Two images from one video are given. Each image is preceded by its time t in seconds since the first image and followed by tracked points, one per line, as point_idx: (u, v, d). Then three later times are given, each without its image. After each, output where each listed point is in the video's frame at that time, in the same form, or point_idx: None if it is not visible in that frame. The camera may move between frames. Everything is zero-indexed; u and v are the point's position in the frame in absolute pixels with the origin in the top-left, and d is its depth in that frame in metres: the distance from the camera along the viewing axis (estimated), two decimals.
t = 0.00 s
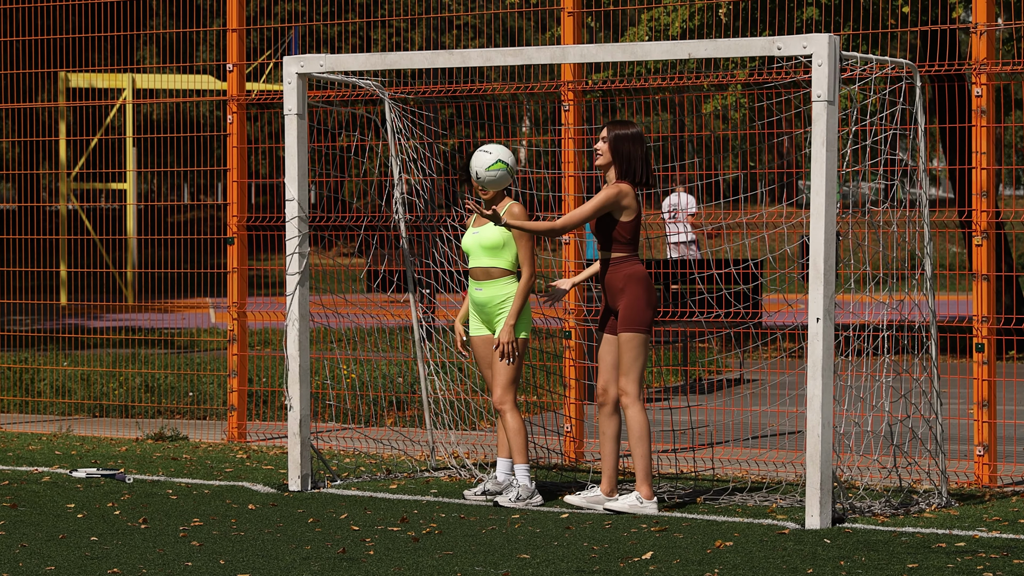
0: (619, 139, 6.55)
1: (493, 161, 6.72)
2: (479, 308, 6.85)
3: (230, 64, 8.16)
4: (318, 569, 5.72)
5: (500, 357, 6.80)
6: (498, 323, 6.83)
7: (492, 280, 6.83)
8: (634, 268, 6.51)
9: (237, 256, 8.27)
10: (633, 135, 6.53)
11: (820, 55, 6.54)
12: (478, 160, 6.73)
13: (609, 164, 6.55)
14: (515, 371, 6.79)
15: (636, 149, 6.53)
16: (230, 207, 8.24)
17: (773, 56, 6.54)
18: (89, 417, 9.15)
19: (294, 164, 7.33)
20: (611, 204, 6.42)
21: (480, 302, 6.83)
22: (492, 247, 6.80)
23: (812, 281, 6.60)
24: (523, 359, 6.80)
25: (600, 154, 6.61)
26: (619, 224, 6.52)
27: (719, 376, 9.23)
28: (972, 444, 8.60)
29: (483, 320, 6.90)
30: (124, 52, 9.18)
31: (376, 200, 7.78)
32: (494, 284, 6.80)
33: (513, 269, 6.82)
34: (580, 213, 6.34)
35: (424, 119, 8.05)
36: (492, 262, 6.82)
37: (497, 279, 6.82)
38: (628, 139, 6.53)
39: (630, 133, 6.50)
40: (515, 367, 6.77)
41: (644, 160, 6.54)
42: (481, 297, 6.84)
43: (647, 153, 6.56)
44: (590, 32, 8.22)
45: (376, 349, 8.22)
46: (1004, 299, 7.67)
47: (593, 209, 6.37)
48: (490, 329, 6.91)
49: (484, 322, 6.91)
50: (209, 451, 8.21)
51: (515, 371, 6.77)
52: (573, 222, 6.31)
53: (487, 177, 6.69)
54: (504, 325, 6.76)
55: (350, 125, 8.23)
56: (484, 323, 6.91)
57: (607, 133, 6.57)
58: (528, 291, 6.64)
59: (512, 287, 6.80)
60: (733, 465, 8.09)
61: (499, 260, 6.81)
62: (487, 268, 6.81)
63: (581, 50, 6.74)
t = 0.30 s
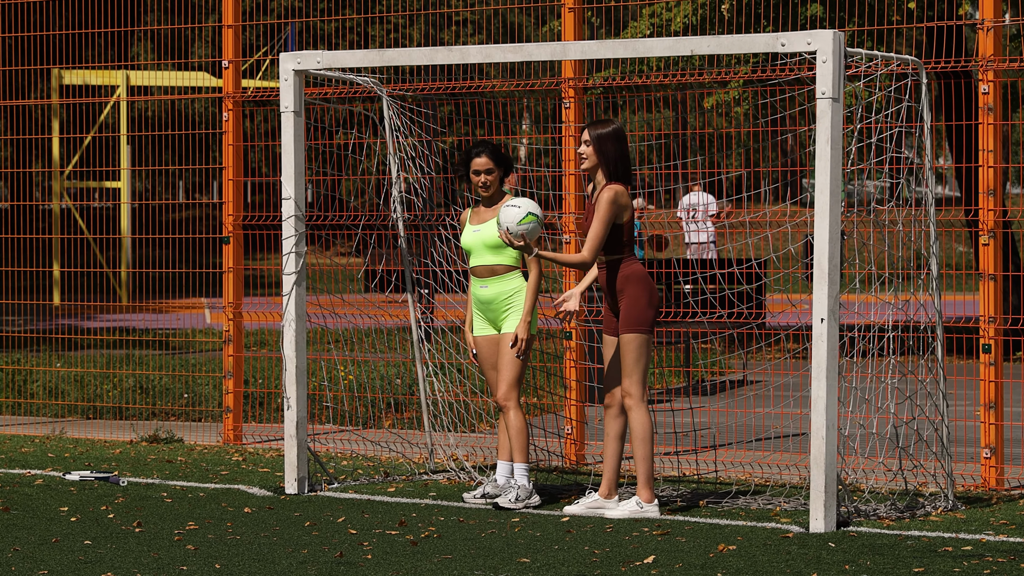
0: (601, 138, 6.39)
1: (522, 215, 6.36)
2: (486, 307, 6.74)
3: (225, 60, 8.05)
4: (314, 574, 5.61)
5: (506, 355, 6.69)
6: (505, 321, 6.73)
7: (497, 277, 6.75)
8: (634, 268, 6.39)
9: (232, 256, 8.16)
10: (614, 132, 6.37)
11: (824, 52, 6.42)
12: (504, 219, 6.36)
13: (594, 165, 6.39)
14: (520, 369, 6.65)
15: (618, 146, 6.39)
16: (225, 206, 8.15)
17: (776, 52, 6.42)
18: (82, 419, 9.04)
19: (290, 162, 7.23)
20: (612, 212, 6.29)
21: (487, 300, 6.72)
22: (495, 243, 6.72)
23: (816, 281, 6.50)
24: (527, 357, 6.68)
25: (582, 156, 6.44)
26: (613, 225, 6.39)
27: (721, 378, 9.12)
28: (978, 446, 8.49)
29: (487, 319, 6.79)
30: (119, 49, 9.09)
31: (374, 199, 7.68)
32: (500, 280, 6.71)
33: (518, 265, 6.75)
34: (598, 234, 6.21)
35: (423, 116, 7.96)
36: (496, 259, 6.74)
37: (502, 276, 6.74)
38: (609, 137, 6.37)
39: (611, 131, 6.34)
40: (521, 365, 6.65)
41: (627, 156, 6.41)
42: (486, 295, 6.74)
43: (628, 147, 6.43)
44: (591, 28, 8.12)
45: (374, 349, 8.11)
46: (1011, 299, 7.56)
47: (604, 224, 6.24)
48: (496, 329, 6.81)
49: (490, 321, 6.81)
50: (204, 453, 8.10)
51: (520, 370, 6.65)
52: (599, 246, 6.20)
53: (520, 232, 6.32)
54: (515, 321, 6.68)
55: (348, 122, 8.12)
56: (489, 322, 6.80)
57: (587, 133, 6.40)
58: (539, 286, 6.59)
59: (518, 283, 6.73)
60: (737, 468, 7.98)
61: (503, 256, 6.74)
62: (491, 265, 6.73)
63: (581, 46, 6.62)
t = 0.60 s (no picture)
0: (582, 136, 6.30)
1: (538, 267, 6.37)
2: (488, 304, 6.64)
3: (222, 57, 7.96)
4: None
5: (510, 356, 6.58)
6: (507, 319, 6.61)
7: (500, 274, 6.67)
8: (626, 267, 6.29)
9: (229, 255, 8.06)
10: (595, 129, 6.26)
11: (829, 48, 6.32)
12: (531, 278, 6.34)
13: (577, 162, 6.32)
14: (522, 371, 6.55)
15: (599, 143, 6.27)
16: (222, 204, 8.06)
17: (780, 49, 6.30)
18: (75, 421, 8.94)
19: (287, 160, 7.12)
20: (620, 208, 6.16)
21: (489, 298, 6.63)
22: (500, 240, 6.64)
23: (820, 280, 6.38)
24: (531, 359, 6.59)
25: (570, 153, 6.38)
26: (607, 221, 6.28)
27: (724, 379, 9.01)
28: (985, 449, 8.37)
29: (489, 317, 6.69)
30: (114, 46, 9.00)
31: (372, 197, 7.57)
32: (503, 278, 6.62)
33: (521, 263, 6.65)
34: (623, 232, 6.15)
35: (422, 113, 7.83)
36: (501, 256, 6.67)
37: (505, 274, 6.64)
38: (591, 134, 6.26)
39: (590, 129, 6.23)
40: (525, 366, 6.57)
41: (609, 153, 6.28)
42: (489, 293, 6.65)
43: (612, 143, 6.29)
44: (592, 24, 8.02)
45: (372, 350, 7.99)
46: (1018, 299, 7.44)
47: (623, 221, 6.15)
48: (498, 328, 6.69)
49: (492, 320, 6.70)
50: (199, 456, 7.99)
51: (522, 372, 6.55)
52: (628, 244, 6.15)
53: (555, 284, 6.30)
54: (515, 320, 6.57)
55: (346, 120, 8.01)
56: (492, 321, 6.69)
57: (571, 131, 6.32)
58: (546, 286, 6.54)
59: (521, 281, 6.60)
60: (740, 470, 7.86)
61: (507, 254, 6.65)
62: (495, 262, 6.65)
63: (582, 42, 6.52)
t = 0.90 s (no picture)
0: (592, 131, 6.21)
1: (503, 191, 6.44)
2: (492, 305, 6.51)
3: (217, 54, 7.86)
4: None
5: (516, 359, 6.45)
6: (511, 319, 6.49)
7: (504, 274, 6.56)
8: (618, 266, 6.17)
9: (224, 255, 7.96)
10: (605, 124, 6.17)
11: (834, 44, 6.20)
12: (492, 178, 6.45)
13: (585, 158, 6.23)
14: (531, 375, 6.44)
15: (609, 139, 6.18)
16: (217, 203, 7.95)
17: (785, 45, 6.19)
18: (69, 423, 8.83)
19: (284, 158, 7.01)
20: (615, 205, 6.07)
21: (493, 298, 6.52)
22: (504, 241, 6.52)
23: (825, 280, 6.27)
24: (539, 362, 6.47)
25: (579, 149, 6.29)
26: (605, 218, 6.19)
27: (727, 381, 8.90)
28: (992, 451, 8.26)
29: (492, 318, 6.56)
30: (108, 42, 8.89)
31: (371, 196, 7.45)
32: (507, 278, 6.50)
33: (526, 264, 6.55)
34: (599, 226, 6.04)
35: (421, 110, 7.71)
36: (504, 257, 6.55)
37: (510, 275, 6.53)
38: (600, 129, 6.17)
39: (601, 123, 6.15)
40: (532, 370, 6.43)
41: (619, 149, 6.19)
42: (493, 293, 6.53)
43: (622, 140, 6.20)
44: (593, 20, 7.92)
45: (370, 351, 7.88)
46: None
47: (609, 217, 6.05)
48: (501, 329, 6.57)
49: (494, 321, 6.58)
50: (194, 458, 7.89)
51: (531, 375, 6.44)
52: (598, 238, 6.02)
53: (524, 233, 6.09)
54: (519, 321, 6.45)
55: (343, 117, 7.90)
56: (494, 322, 6.57)
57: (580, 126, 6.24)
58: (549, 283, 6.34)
59: (526, 280, 6.52)
60: (743, 473, 7.75)
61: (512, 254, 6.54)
62: (499, 263, 6.54)
63: (583, 38, 6.40)
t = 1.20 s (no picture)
0: (596, 129, 6.12)
1: (502, 219, 6.14)
2: (492, 304, 6.42)
3: (212, 50, 7.77)
4: None
5: (516, 359, 6.35)
6: (511, 320, 6.39)
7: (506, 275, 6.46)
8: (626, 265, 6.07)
9: (220, 254, 7.87)
10: (610, 121, 6.07)
11: (838, 41, 6.09)
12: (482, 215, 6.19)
13: (588, 155, 6.14)
14: (531, 376, 6.32)
15: (614, 136, 6.09)
16: (213, 202, 7.86)
17: (788, 42, 6.08)
18: (63, 424, 8.74)
19: (280, 156, 6.91)
20: (631, 204, 5.96)
21: (494, 298, 6.41)
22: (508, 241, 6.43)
23: (829, 280, 6.17)
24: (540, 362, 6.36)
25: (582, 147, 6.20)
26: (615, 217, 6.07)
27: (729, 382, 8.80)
28: (998, 452, 8.16)
29: (489, 319, 6.46)
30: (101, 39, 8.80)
31: (367, 194, 7.31)
32: (509, 279, 6.41)
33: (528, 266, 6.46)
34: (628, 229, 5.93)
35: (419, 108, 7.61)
36: (507, 257, 6.45)
37: (511, 276, 6.43)
38: (606, 127, 6.08)
39: (606, 121, 6.06)
40: (532, 371, 6.32)
41: (625, 148, 6.09)
42: (493, 293, 6.43)
43: (627, 138, 6.11)
44: (593, 16, 7.83)
45: (368, 351, 7.78)
46: None
47: (629, 217, 5.94)
48: (498, 331, 6.47)
49: (492, 323, 6.47)
50: (190, 460, 7.79)
51: (532, 376, 6.33)
52: (629, 242, 5.91)
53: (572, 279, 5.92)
54: (518, 322, 6.36)
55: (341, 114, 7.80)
56: (492, 323, 6.46)
57: (585, 122, 6.15)
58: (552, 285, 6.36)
59: (528, 281, 6.42)
60: (746, 475, 7.64)
61: (515, 255, 6.44)
62: (502, 263, 6.44)
63: (584, 35, 6.29)
